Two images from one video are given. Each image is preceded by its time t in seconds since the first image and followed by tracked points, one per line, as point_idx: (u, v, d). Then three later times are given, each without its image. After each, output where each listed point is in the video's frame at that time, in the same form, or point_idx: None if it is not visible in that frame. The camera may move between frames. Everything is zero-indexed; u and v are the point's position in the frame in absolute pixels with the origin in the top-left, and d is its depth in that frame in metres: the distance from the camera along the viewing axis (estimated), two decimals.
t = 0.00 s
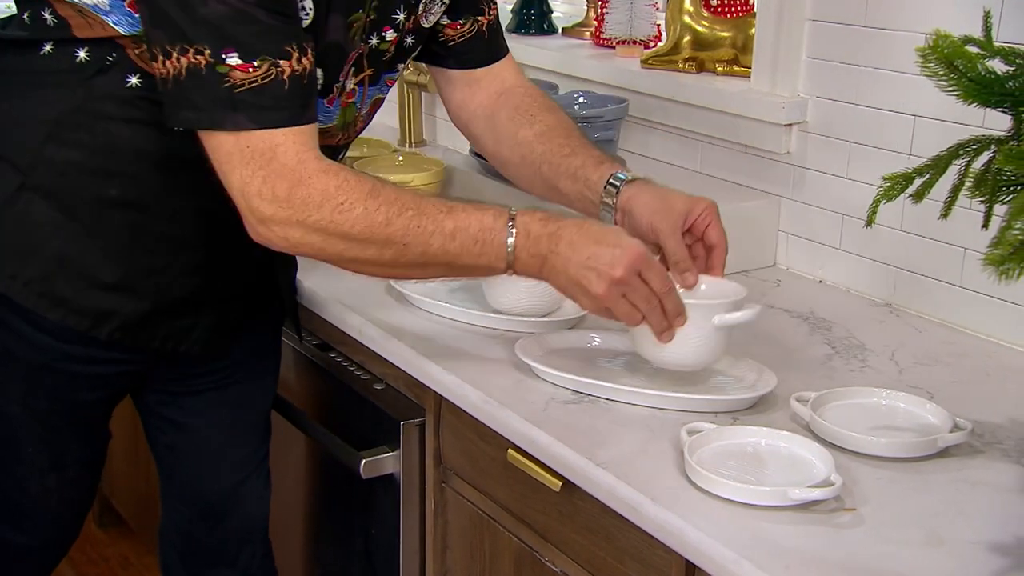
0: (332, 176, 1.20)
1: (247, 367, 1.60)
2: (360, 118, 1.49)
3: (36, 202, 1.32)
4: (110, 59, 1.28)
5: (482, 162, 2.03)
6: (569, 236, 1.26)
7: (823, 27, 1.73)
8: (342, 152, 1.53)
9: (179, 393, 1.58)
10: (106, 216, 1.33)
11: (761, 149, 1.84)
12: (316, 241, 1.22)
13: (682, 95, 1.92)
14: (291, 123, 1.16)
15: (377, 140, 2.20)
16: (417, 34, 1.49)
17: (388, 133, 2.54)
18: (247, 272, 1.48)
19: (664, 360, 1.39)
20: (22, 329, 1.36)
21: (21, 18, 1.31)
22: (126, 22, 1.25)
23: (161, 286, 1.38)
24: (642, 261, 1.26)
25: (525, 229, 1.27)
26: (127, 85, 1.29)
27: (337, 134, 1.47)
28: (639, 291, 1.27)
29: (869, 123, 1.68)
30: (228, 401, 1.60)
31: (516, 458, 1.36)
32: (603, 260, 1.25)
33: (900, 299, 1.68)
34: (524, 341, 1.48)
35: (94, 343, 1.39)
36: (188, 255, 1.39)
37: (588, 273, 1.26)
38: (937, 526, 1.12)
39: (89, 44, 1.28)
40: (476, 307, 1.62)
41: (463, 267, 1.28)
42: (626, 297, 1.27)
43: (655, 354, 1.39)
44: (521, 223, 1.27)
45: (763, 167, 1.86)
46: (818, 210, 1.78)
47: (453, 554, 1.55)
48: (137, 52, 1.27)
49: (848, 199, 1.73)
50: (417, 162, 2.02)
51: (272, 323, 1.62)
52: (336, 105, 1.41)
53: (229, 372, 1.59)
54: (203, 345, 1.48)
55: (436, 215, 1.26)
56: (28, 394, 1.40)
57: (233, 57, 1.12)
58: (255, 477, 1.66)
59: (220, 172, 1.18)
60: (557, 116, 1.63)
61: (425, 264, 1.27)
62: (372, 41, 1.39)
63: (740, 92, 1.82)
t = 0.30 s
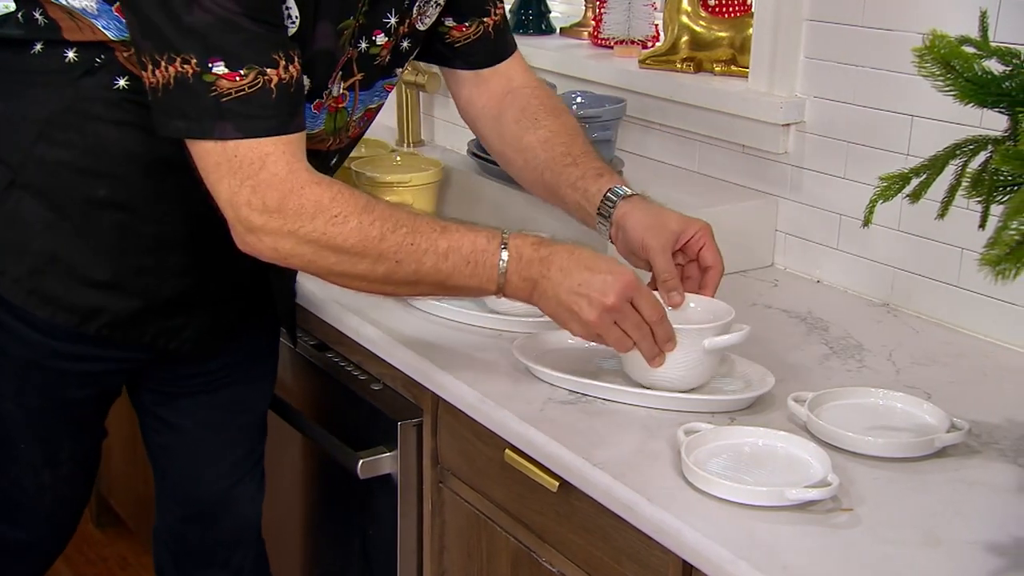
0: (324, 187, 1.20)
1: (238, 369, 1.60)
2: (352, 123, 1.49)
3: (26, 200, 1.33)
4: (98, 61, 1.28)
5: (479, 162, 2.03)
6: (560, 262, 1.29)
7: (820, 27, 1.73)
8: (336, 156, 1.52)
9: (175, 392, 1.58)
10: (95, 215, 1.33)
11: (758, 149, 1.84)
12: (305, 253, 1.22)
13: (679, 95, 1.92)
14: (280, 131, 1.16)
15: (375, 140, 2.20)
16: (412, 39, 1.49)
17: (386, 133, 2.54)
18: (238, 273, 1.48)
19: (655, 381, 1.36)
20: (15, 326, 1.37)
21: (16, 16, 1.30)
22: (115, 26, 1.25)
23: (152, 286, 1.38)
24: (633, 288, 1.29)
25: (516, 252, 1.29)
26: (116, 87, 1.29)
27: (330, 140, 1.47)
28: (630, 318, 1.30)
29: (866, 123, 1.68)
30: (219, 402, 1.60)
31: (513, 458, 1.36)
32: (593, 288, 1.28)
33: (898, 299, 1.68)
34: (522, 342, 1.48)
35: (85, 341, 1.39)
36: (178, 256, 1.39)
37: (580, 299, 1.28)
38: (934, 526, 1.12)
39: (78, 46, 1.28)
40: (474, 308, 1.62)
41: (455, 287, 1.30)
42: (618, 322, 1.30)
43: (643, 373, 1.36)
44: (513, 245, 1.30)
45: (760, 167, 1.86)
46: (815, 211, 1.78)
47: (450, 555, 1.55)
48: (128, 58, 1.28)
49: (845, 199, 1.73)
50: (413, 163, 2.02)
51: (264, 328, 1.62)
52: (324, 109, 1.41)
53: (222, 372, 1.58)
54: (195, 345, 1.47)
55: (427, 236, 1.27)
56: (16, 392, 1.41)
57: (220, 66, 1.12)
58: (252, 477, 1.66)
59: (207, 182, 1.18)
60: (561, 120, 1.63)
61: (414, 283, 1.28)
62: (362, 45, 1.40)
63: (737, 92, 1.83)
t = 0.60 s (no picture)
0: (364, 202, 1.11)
1: (240, 374, 1.61)
2: (354, 144, 1.48)
3: (19, 194, 1.33)
4: (100, 59, 1.28)
5: (478, 163, 2.03)
6: (582, 345, 1.21)
7: (819, 27, 1.73)
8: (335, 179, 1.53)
9: (174, 392, 1.58)
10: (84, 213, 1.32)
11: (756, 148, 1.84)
12: (333, 262, 1.11)
13: (678, 95, 1.92)
14: (310, 120, 1.07)
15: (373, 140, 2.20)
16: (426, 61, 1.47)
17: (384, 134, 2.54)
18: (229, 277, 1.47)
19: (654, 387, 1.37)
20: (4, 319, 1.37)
21: (26, 12, 1.35)
22: (121, 22, 1.27)
23: (139, 286, 1.38)
24: (661, 349, 1.21)
25: (544, 328, 1.20)
26: (115, 84, 1.28)
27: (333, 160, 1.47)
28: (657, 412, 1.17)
29: (863, 123, 1.68)
30: (222, 406, 1.61)
31: (510, 459, 1.36)
32: (620, 368, 1.19)
33: (897, 300, 1.68)
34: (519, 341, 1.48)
35: (72, 338, 1.39)
36: (166, 257, 1.39)
37: (613, 374, 1.19)
38: (931, 526, 1.12)
39: (82, 43, 1.28)
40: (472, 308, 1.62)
41: (474, 338, 1.17)
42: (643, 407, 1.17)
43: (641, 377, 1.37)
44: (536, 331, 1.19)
45: (758, 168, 1.86)
46: (814, 211, 1.78)
47: (448, 556, 1.55)
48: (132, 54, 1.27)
49: (842, 199, 1.73)
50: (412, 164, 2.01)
51: (262, 331, 1.62)
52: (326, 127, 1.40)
53: (219, 372, 1.58)
54: (182, 346, 1.47)
55: (465, 280, 1.18)
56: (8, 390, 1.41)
57: (248, 54, 1.05)
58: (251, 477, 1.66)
59: (234, 174, 1.07)
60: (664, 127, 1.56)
61: (437, 318, 1.15)
62: (368, 66, 1.39)
63: (738, 93, 1.81)
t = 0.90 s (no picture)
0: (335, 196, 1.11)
1: (238, 377, 1.60)
2: (344, 159, 1.51)
3: (6, 185, 1.32)
4: (89, 53, 1.30)
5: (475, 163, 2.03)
6: (564, 320, 1.22)
7: (817, 27, 1.73)
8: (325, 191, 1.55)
9: (170, 391, 1.58)
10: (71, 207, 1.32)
11: (755, 149, 1.84)
12: (309, 262, 1.09)
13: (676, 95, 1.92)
14: (276, 127, 1.07)
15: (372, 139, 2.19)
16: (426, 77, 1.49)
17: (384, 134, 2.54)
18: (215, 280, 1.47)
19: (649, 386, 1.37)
20: None
21: None
22: (108, 11, 1.30)
23: (124, 282, 1.38)
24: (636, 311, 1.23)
25: (526, 309, 1.20)
26: (104, 80, 1.30)
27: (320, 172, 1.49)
28: (638, 376, 1.22)
29: (861, 123, 1.68)
30: (220, 407, 1.61)
31: (508, 459, 1.36)
32: (604, 344, 1.20)
33: (895, 300, 1.68)
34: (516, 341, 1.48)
35: (55, 332, 1.38)
36: (152, 254, 1.39)
37: (600, 340, 1.20)
38: (929, 526, 1.12)
39: (75, 34, 1.31)
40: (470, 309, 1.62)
41: (458, 327, 1.16)
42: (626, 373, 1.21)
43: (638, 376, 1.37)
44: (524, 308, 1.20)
45: (757, 168, 1.86)
46: (812, 211, 1.78)
47: (446, 556, 1.55)
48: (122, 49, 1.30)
49: (840, 200, 1.73)
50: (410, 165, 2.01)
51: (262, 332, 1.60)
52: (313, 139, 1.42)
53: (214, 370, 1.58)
54: (166, 347, 1.47)
55: (445, 271, 1.17)
56: None
57: (227, 55, 1.05)
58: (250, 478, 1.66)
59: (206, 178, 1.07)
60: (701, 154, 1.51)
61: (418, 311, 1.13)
62: (361, 82, 1.42)
63: (739, 94, 1.81)
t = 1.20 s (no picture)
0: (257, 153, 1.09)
1: (244, 381, 1.61)
2: (340, 130, 1.45)
3: (10, 185, 1.34)
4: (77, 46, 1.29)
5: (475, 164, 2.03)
6: (494, 207, 1.32)
7: (815, 27, 1.73)
8: (324, 163, 1.49)
9: (170, 394, 1.58)
10: (74, 207, 1.33)
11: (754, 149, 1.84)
12: (243, 223, 1.08)
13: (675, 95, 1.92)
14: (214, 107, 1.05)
15: (371, 141, 2.19)
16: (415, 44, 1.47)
17: (382, 134, 2.54)
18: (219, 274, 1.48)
19: (646, 382, 1.36)
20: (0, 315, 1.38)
21: None
22: None
23: (132, 280, 1.38)
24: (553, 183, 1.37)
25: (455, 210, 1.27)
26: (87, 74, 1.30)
27: (314, 143, 1.43)
28: (575, 238, 1.38)
29: (860, 123, 1.68)
30: (227, 411, 1.61)
31: (508, 459, 1.36)
32: (538, 217, 1.33)
33: (893, 300, 1.68)
34: (516, 341, 1.48)
35: (65, 334, 1.39)
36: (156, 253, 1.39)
37: (533, 214, 1.33)
38: (929, 526, 1.12)
39: (59, 30, 1.29)
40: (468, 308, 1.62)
41: (398, 245, 1.20)
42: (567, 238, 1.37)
43: (635, 375, 1.37)
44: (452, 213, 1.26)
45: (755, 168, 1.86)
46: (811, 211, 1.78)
47: (445, 557, 1.55)
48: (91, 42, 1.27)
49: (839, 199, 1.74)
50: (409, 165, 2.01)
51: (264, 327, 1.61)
52: (306, 108, 1.39)
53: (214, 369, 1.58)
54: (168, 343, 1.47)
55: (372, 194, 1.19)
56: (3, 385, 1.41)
57: (166, 32, 1.03)
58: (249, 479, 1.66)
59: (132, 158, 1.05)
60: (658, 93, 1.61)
61: (361, 240, 1.16)
62: (351, 47, 1.39)
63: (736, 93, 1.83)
